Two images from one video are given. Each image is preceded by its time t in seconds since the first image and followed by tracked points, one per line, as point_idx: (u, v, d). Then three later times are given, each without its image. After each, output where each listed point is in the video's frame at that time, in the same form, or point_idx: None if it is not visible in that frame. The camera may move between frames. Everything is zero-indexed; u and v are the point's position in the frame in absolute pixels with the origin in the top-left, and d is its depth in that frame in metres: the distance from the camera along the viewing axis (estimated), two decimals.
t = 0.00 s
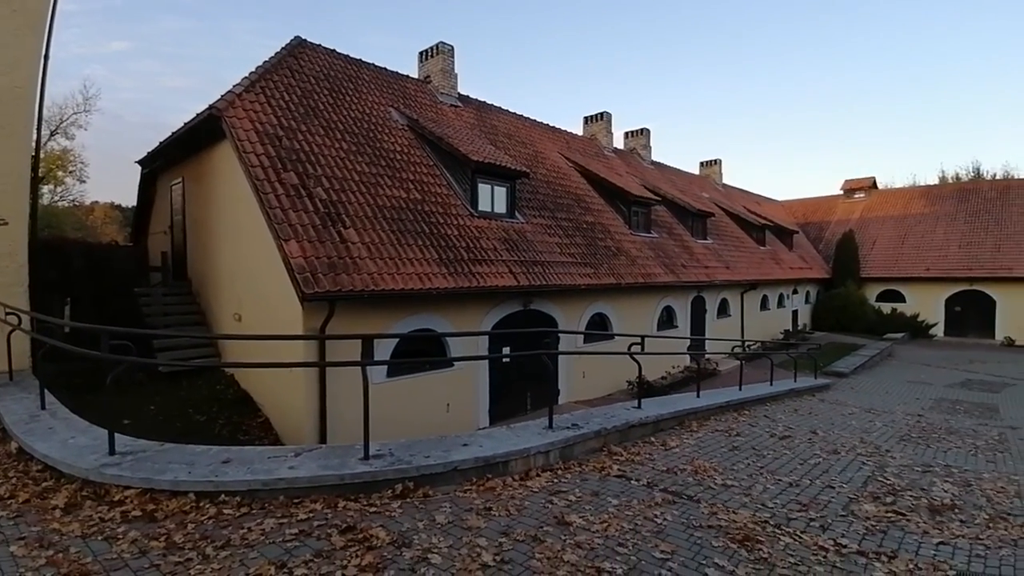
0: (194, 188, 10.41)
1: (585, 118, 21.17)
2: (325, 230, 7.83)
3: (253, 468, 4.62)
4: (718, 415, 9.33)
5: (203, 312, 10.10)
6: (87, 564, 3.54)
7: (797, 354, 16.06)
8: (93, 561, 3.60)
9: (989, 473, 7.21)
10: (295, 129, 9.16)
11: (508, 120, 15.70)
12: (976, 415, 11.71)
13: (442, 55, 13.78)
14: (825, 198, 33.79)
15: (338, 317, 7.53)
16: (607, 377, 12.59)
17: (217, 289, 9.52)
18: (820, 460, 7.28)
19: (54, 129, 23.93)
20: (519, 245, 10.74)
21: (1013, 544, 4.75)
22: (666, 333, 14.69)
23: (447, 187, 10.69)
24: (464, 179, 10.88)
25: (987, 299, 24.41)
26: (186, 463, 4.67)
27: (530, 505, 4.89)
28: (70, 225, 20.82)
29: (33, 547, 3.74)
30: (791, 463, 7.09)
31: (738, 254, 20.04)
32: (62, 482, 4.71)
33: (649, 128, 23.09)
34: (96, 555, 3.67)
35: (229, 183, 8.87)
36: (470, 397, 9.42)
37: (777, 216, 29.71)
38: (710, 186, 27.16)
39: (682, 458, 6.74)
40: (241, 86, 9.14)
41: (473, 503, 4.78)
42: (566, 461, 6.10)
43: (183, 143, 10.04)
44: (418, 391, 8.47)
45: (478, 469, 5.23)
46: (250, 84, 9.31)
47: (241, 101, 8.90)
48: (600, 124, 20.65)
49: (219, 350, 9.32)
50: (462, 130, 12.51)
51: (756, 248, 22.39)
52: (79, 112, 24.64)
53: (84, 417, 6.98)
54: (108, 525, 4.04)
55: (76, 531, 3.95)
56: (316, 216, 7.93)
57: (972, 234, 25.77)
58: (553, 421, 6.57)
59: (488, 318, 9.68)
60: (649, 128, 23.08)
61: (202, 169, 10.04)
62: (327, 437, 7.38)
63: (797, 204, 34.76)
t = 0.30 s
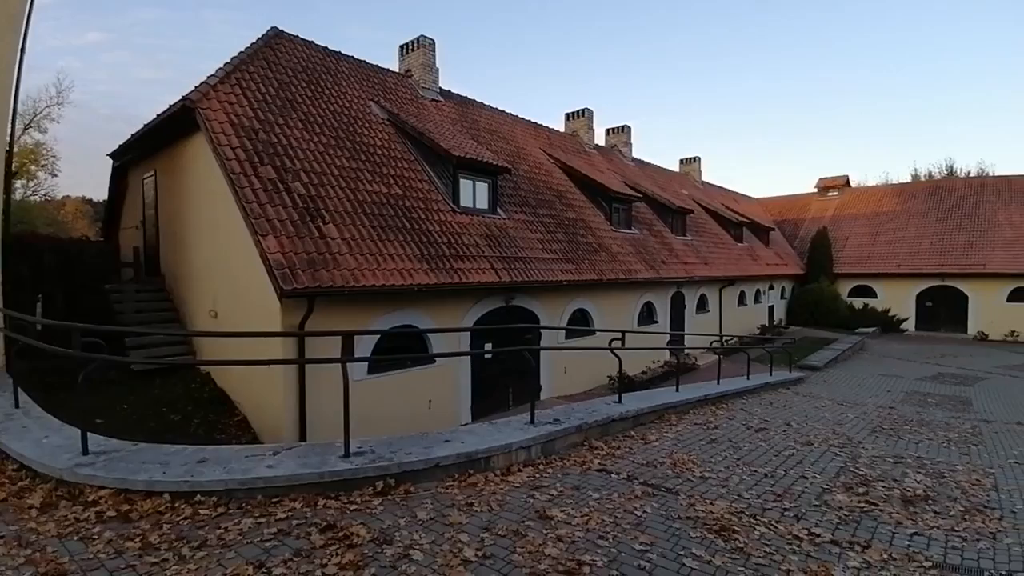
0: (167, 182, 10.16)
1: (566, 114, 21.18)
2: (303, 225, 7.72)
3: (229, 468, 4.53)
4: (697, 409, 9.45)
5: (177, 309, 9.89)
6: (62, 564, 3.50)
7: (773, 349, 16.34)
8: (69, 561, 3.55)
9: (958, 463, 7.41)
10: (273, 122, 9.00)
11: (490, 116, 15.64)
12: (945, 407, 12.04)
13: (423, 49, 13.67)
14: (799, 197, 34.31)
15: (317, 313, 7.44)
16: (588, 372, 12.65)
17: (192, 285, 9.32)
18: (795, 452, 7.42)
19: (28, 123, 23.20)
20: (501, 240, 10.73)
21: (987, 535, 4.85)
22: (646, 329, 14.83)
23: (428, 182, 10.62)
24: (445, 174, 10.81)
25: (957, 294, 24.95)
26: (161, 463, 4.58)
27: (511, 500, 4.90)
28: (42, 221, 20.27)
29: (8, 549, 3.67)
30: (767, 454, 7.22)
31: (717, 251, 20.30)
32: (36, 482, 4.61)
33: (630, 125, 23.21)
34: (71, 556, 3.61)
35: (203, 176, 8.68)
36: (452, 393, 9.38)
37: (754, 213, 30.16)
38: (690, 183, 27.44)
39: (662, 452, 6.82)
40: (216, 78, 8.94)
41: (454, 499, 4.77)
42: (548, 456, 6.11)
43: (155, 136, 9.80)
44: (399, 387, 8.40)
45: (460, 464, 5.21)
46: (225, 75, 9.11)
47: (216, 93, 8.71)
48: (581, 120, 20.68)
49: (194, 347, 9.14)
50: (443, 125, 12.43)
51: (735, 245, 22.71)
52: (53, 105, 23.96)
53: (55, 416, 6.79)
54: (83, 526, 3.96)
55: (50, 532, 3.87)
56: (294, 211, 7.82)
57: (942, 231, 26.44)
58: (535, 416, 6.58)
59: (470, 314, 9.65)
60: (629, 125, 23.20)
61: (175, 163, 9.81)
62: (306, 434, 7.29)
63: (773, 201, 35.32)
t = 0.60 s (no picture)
0: (141, 176, 9.93)
1: (549, 112, 21.20)
2: (282, 221, 7.60)
3: (205, 468, 4.45)
4: (676, 405, 9.55)
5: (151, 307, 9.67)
6: (39, 563, 3.43)
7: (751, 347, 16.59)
8: (46, 560, 3.49)
9: (930, 459, 7.60)
10: (251, 115, 8.85)
11: (473, 113, 15.58)
12: (916, 404, 12.35)
13: (405, 44, 13.55)
14: (777, 197, 34.92)
15: (296, 311, 7.33)
16: (569, 369, 12.69)
17: (166, 282, 9.12)
18: (771, 447, 7.54)
19: (3, 116, 22.49)
20: (483, 238, 10.70)
21: (963, 531, 4.94)
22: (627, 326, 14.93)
23: (410, 178, 10.54)
24: (427, 171, 10.74)
25: (929, 294, 25.55)
26: (136, 463, 4.48)
27: (492, 497, 4.89)
28: (14, 216, 19.70)
29: None
30: (745, 450, 7.32)
31: (697, 250, 20.53)
32: (8, 481, 4.49)
33: (612, 125, 23.32)
34: (48, 555, 3.54)
35: (178, 170, 8.49)
36: (434, 391, 9.34)
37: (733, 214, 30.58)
38: (671, 183, 27.69)
39: (641, 448, 6.88)
40: (192, 70, 8.76)
41: (435, 497, 4.74)
42: (529, 453, 6.12)
43: (129, 128, 9.57)
44: (380, 385, 8.34)
45: (441, 462, 5.18)
46: (200, 66, 8.92)
47: (192, 85, 8.53)
48: (564, 119, 20.72)
49: (168, 346, 8.94)
50: (426, 121, 12.35)
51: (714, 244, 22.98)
52: (28, 98, 23.31)
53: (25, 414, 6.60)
54: (57, 525, 3.87)
55: (25, 531, 3.79)
56: (272, 207, 7.69)
57: (915, 231, 27.07)
58: (517, 414, 6.58)
59: (452, 312, 9.61)
60: (611, 124, 23.31)
61: (149, 156, 9.59)
62: (285, 433, 7.19)
63: (752, 201, 35.86)
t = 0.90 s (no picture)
0: (104, 168, 9.62)
1: (526, 108, 21.17)
2: (252, 216, 7.43)
3: (173, 469, 4.34)
4: (650, 399, 9.67)
5: (115, 304, 9.36)
6: (11, 564, 3.37)
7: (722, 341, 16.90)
8: (17, 560, 3.43)
9: (893, 449, 7.85)
10: (219, 107, 8.63)
11: (449, 108, 15.47)
12: (879, 396, 12.75)
13: (380, 37, 13.37)
14: (747, 195, 35.60)
15: (268, 307, 7.18)
16: (546, 365, 12.74)
17: (131, 279, 8.85)
18: (742, 439, 7.69)
19: None
20: (459, 234, 10.64)
21: (930, 521, 5.09)
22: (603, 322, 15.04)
23: (385, 173, 10.42)
24: (403, 166, 10.64)
25: (891, 289, 26.32)
26: (101, 464, 4.37)
27: (469, 492, 4.89)
28: None
29: None
30: (716, 442, 7.45)
31: (671, 247, 20.79)
32: None
33: (588, 122, 23.42)
34: (20, 555, 3.49)
35: (143, 163, 8.24)
36: (409, 388, 9.27)
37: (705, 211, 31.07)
38: (645, 180, 27.97)
39: (616, 442, 6.94)
40: (157, 59, 8.49)
41: (411, 494, 4.71)
42: (505, 449, 6.12)
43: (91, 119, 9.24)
44: (354, 382, 8.23)
45: (417, 459, 5.15)
46: (166, 56, 8.66)
47: (157, 75, 8.27)
48: (540, 115, 20.72)
49: (135, 344, 8.67)
50: (401, 116, 12.21)
51: (687, 241, 23.31)
52: None
53: None
54: (29, 526, 3.81)
55: None
56: (242, 201, 7.52)
57: (880, 229, 27.87)
58: (493, 410, 6.57)
59: (428, 308, 9.54)
60: (587, 121, 23.41)
61: (113, 148, 9.29)
62: (256, 433, 7.05)
63: (724, 199, 36.48)
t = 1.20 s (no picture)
0: (58, 162, 9.22)
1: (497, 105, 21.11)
2: (214, 211, 7.21)
3: (132, 473, 4.19)
4: (620, 395, 9.77)
5: (71, 302, 8.96)
6: None
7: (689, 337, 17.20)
8: None
9: (851, 439, 8.12)
10: (180, 98, 8.34)
11: (419, 103, 15.29)
12: (837, 388, 13.18)
13: (348, 29, 13.12)
14: (714, 194, 36.30)
15: (231, 305, 6.97)
16: (517, 362, 12.76)
17: (86, 276, 8.48)
18: (708, 432, 7.84)
19: None
20: (430, 231, 10.54)
21: (888, 510, 5.27)
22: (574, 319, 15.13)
23: (354, 168, 10.23)
24: (372, 161, 10.47)
25: (847, 286, 27.20)
26: (60, 467, 4.27)
27: (440, 490, 4.85)
28: None
29: None
30: (684, 435, 7.58)
31: (640, 244, 21.05)
32: None
33: (559, 119, 23.49)
34: None
35: (99, 156, 7.91)
36: (380, 386, 9.14)
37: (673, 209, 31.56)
38: (615, 178, 28.23)
39: (586, 437, 6.98)
40: (112, 47, 8.15)
41: (381, 493, 4.65)
42: (477, 446, 6.09)
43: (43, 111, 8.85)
44: (323, 381, 8.07)
45: (388, 458, 5.08)
46: (123, 43, 8.33)
47: (112, 63, 7.94)
48: (512, 112, 20.68)
49: (92, 343, 8.30)
50: (370, 110, 12.02)
51: (656, 238, 23.64)
52: None
53: None
54: None
55: None
56: (204, 195, 7.28)
57: (839, 227, 28.78)
58: (464, 407, 6.54)
59: (398, 306, 9.42)
60: (558, 119, 23.48)
61: (67, 140, 8.90)
62: (219, 434, 6.85)
63: (691, 198, 37.13)
